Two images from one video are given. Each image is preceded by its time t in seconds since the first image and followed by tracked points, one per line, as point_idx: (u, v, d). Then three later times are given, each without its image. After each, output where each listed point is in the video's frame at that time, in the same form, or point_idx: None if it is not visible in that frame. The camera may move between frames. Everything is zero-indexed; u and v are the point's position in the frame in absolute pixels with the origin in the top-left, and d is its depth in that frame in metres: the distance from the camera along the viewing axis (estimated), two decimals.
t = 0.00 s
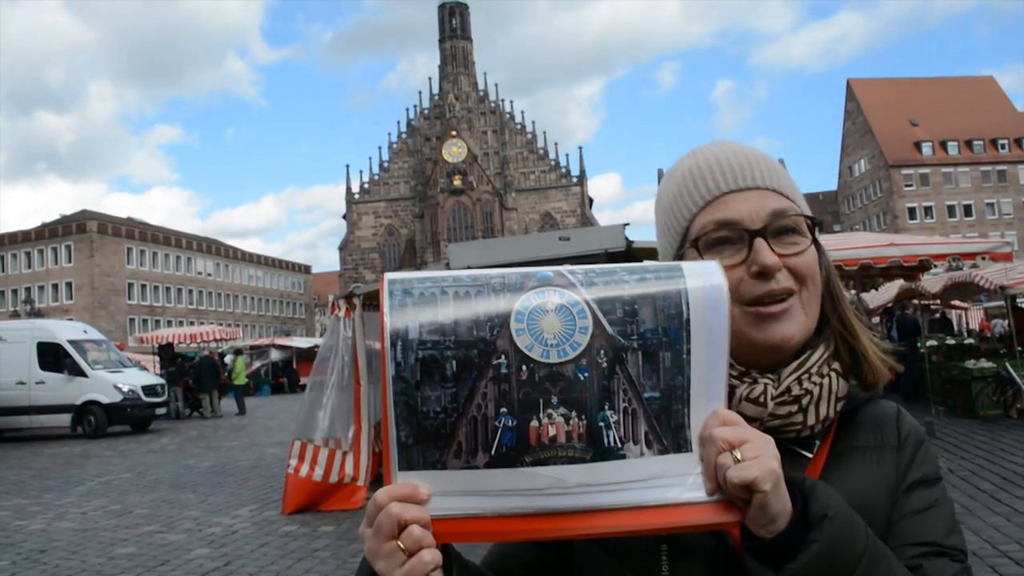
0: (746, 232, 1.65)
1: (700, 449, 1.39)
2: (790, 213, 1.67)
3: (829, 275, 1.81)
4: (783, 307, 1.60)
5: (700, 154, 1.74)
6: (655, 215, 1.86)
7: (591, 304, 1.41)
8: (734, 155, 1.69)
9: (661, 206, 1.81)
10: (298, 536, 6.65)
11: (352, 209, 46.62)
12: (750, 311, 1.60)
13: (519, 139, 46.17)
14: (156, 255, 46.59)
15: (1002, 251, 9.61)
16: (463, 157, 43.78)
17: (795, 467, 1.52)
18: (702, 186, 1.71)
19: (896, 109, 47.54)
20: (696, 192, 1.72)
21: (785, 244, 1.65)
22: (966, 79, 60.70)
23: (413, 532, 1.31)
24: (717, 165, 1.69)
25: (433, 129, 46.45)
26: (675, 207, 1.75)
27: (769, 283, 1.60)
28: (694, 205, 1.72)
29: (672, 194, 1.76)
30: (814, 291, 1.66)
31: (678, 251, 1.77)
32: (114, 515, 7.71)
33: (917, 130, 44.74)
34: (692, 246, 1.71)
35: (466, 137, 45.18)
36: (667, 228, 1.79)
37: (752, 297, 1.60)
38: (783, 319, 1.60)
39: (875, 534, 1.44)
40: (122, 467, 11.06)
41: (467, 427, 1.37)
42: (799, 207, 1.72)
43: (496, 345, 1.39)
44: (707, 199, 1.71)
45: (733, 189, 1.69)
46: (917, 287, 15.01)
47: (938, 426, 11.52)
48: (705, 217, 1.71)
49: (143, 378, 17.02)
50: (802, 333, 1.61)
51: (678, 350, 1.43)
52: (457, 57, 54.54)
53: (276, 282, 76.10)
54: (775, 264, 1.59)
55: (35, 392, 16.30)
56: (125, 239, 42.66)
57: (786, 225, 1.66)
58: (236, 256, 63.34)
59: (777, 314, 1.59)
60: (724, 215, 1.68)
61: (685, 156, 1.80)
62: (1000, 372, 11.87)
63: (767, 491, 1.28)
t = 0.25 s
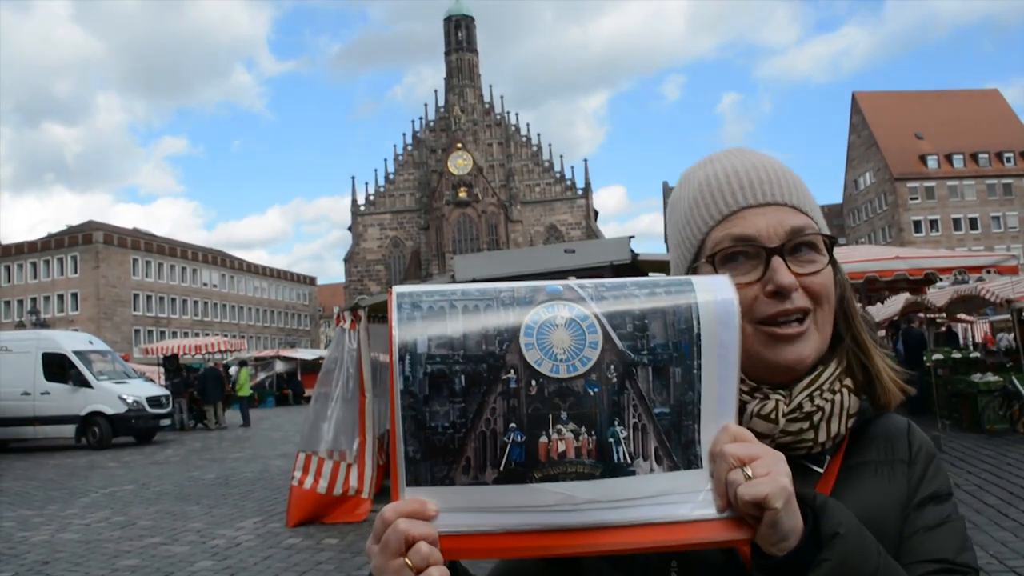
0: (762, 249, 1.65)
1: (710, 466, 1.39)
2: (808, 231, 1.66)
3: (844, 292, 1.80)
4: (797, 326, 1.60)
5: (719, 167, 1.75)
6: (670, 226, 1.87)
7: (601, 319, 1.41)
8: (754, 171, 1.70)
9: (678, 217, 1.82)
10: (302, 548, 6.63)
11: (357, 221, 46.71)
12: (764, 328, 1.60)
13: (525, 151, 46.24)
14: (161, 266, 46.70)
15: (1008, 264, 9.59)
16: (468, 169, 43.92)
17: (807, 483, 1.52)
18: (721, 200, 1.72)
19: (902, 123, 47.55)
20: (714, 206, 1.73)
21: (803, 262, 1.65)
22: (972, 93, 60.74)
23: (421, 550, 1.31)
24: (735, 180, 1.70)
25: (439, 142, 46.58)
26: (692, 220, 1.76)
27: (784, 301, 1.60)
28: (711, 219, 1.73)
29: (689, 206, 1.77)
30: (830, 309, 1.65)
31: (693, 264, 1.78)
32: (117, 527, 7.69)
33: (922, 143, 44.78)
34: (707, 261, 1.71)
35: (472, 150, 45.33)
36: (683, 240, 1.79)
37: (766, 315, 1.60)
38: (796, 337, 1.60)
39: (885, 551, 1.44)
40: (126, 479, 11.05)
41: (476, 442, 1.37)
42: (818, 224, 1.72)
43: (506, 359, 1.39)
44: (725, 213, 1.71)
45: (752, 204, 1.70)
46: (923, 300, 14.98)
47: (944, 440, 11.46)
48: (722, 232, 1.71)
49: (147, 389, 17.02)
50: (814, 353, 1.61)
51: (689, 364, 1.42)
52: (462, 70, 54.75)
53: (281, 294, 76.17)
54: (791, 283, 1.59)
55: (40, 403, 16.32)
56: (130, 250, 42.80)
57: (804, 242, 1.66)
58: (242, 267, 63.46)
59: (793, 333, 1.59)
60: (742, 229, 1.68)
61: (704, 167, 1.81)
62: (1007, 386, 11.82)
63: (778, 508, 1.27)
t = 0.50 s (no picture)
0: (761, 258, 1.66)
1: (713, 480, 1.38)
2: (806, 241, 1.67)
3: (844, 303, 1.80)
4: (797, 336, 1.60)
5: (717, 177, 1.76)
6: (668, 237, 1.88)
7: (603, 333, 1.41)
8: (754, 180, 1.71)
9: (676, 228, 1.83)
10: (304, 561, 6.61)
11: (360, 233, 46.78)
12: (763, 339, 1.60)
13: (527, 164, 46.35)
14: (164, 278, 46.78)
15: (1012, 276, 9.58)
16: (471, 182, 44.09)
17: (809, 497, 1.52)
18: (719, 210, 1.72)
19: (904, 135, 47.61)
20: (713, 216, 1.73)
21: (802, 272, 1.65)
22: (975, 105, 60.80)
23: (422, 564, 1.30)
24: (733, 191, 1.71)
25: (442, 155, 46.72)
26: (690, 230, 1.77)
27: (783, 311, 1.60)
28: (709, 231, 1.74)
29: (687, 217, 1.78)
30: (828, 318, 1.66)
31: (691, 275, 1.78)
32: (119, 539, 7.68)
33: (924, 156, 44.85)
34: (706, 271, 1.72)
35: (475, 162, 45.45)
36: (681, 252, 1.80)
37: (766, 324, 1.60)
38: (796, 347, 1.60)
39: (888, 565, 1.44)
40: (127, 491, 11.02)
41: (477, 457, 1.36)
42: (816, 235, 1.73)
43: (508, 374, 1.38)
44: (723, 224, 1.72)
45: (751, 214, 1.71)
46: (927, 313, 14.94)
47: (948, 452, 11.41)
48: (720, 243, 1.72)
49: (150, 401, 17.00)
50: (814, 365, 1.61)
51: (692, 379, 1.42)
52: (465, 83, 55.03)
53: (284, 306, 76.19)
54: (789, 292, 1.59)
55: (42, 415, 16.30)
56: (134, 262, 42.90)
57: (803, 253, 1.67)
58: (245, 279, 63.54)
59: (791, 341, 1.59)
60: (741, 239, 1.69)
61: (703, 177, 1.82)
62: (1011, 398, 11.77)
63: (781, 524, 1.26)
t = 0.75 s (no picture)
0: (758, 259, 1.66)
1: (710, 485, 1.39)
2: (802, 242, 1.68)
3: (840, 308, 1.81)
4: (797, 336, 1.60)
5: (713, 181, 1.77)
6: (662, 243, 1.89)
7: (600, 338, 1.41)
8: (749, 183, 1.72)
9: (670, 233, 1.83)
10: (305, 564, 6.60)
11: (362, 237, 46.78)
12: (763, 337, 1.59)
13: (529, 168, 46.40)
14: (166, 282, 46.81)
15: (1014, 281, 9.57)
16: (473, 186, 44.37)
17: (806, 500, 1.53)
18: (716, 212, 1.73)
19: (906, 140, 47.63)
20: (709, 217, 1.74)
21: (798, 272, 1.66)
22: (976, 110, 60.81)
23: (420, 569, 1.30)
24: (727, 193, 1.72)
25: (443, 159, 46.78)
26: (686, 232, 1.77)
27: (780, 310, 1.60)
28: (706, 233, 1.74)
29: (683, 221, 1.79)
30: (825, 318, 1.66)
31: (688, 277, 1.78)
32: (121, 542, 7.68)
33: (926, 160, 44.92)
34: (703, 272, 1.72)
35: (477, 167, 45.54)
36: (677, 256, 1.80)
37: (764, 323, 1.60)
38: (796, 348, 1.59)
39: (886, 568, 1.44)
40: (129, 494, 11.02)
41: (475, 461, 1.36)
42: (811, 237, 1.74)
43: (504, 378, 1.38)
44: (719, 226, 1.73)
45: (747, 216, 1.72)
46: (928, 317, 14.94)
47: (951, 457, 11.39)
48: (718, 244, 1.72)
49: (151, 404, 17.01)
50: (811, 366, 1.61)
51: (687, 384, 1.43)
52: (467, 87, 55.12)
53: (286, 310, 76.19)
54: (787, 291, 1.59)
55: (44, 418, 16.32)
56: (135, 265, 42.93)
57: (799, 254, 1.68)
58: (247, 283, 63.56)
59: (790, 341, 1.59)
60: (738, 239, 1.70)
61: (697, 183, 1.83)
62: (1013, 403, 11.76)
63: (778, 527, 1.27)
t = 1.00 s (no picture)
0: (766, 258, 1.66)
1: (709, 490, 1.39)
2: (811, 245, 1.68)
3: (844, 312, 1.81)
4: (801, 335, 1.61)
5: (725, 179, 1.77)
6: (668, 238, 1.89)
7: (600, 344, 1.40)
8: (762, 183, 1.72)
9: (678, 229, 1.83)
10: (307, 566, 6.60)
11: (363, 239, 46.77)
12: (765, 336, 1.60)
13: (531, 170, 46.41)
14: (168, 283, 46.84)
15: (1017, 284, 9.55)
16: (475, 188, 44.31)
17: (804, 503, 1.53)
18: (726, 210, 1.73)
19: (908, 142, 47.57)
20: (719, 215, 1.74)
21: (806, 274, 1.66)
22: (979, 113, 60.74)
23: None
24: (738, 193, 1.72)
25: (445, 161, 46.80)
26: (694, 229, 1.77)
27: (786, 310, 1.60)
28: (715, 230, 1.74)
29: (692, 217, 1.78)
30: (830, 322, 1.66)
31: (693, 275, 1.78)
32: (123, 544, 7.68)
33: (928, 163, 44.86)
34: (710, 269, 1.71)
35: (479, 169, 45.50)
36: (683, 252, 1.80)
37: (769, 322, 1.60)
38: (798, 347, 1.60)
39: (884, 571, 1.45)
40: (131, 495, 11.02)
41: (474, 467, 1.35)
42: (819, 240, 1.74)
43: (504, 385, 1.37)
44: (730, 223, 1.72)
45: (758, 215, 1.71)
46: (931, 320, 14.91)
47: (953, 460, 11.37)
48: (726, 241, 1.72)
49: (153, 406, 17.02)
50: (815, 366, 1.61)
51: (687, 389, 1.42)
52: (469, 89, 55.15)
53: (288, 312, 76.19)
54: (794, 291, 1.60)
55: (46, 420, 16.33)
56: (137, 267, 42.96)
57: (808, 256, 1.67)
58: (249, 285, 63.60)
59: (793, 341, 1.60)
60: (746, 238, 1.70)
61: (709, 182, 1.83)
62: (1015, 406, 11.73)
63: (778, 533, 1.29)
